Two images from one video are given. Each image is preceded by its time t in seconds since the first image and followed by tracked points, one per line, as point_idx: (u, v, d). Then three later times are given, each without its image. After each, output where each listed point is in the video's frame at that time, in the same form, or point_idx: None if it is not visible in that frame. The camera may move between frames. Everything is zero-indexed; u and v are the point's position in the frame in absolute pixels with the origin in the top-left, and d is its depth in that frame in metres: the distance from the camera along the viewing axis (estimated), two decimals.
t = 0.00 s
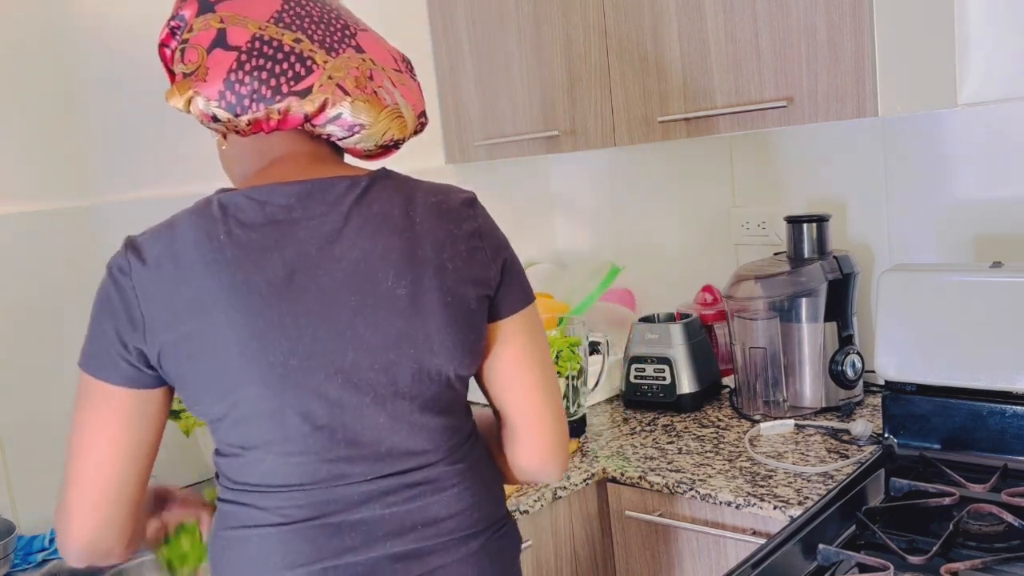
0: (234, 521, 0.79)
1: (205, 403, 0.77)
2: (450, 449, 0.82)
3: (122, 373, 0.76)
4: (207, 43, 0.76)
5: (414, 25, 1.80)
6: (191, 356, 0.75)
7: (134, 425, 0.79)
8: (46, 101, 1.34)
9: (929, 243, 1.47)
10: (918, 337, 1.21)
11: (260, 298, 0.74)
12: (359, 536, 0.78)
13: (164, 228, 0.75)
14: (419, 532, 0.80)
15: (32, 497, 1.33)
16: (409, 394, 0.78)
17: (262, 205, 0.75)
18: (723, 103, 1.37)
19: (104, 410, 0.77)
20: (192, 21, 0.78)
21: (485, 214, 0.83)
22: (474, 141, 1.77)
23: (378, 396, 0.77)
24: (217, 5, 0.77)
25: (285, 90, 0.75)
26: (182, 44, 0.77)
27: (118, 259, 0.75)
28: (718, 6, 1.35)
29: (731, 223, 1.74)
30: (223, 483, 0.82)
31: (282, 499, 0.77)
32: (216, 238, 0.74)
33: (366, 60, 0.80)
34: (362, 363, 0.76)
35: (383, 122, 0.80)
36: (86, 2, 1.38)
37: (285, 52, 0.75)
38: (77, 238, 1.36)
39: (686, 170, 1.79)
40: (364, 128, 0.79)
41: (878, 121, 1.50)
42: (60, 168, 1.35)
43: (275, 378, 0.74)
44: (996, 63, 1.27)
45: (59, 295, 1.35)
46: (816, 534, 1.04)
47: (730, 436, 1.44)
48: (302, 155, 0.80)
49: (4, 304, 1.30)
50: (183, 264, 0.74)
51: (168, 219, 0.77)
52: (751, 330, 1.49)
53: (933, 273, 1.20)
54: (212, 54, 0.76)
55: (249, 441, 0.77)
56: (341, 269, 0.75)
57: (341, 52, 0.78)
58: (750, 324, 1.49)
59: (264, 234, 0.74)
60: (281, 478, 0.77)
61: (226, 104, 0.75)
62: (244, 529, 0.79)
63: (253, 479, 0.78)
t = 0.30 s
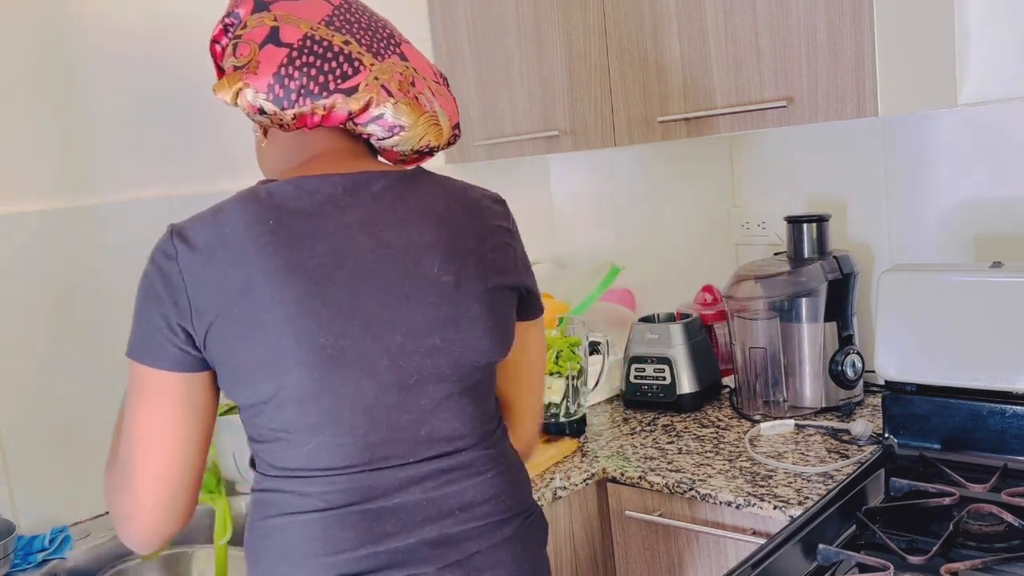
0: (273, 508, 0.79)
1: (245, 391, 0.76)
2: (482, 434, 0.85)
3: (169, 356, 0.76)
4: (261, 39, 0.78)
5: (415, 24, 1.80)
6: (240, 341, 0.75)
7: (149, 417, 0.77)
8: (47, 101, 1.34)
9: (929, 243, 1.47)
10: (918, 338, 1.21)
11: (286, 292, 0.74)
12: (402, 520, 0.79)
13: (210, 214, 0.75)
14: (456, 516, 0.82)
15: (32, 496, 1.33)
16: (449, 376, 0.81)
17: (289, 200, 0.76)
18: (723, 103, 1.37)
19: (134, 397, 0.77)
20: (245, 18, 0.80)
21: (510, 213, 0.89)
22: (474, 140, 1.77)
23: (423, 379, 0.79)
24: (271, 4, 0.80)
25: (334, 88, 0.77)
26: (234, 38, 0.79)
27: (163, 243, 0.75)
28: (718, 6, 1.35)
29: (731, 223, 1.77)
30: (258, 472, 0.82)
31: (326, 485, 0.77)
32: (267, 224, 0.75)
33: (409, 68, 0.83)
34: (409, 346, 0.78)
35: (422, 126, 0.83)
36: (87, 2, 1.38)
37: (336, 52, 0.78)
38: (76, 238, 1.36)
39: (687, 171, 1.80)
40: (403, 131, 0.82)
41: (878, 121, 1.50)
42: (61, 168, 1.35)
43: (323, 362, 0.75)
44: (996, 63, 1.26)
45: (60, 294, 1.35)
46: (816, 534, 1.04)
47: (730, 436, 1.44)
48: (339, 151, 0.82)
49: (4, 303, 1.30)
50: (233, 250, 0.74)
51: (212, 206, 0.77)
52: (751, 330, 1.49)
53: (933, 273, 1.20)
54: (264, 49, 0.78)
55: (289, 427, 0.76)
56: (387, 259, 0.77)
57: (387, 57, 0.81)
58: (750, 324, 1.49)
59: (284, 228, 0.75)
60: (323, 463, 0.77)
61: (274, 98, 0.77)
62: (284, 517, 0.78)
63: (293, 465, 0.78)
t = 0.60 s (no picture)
0: (252, 518, 0.78)
1: (226, 397, 0.75)
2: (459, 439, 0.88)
3: (141, 359, 0.74)
4: (240, 35, 0.77)
5: (414, 25, 1.79)
6: (227, 342, 0.74)
7: (117, 426, 0.76)
8: (47, 101, 1.34)
9: (929, 243, 1.47)
10: (918, 338, 1.21)
11: (283, 292, 0.75)
12: (384, 526, 0.80)
13: (190, 213, 0.75)
14: (434, 521, 0.84)
15: (32, 497, 1.33)
16: (432, 381, 0.84)
17: (280, 200, 0.77)
18: (723, 103, 1.37)
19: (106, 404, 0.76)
20: (222, 8, 0.79)
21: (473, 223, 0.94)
22: (474, 140, 1.77)
23: (411, 383, 0.81)
24: None
25: (315, 95, 0.78)
26: (210, 30, 0.78)
27: (136, 240, 0.73)
28: (718, 6, 1.35)
29: (731, 222, 1.74)
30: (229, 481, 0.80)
31: (311, 494, 0.77)
32: (254, 225, 0.75)
33: (386, 80, 0.84)
34: (399, 351, 0.80)
35: (393, 138, 0.85)
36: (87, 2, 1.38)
37: (318, 58, 0.78)
38: (76, 238, 1.36)
39: (687, 172, 1.79)
40: (376, 143, 0.84)
41: (879, 121, 1.50)
42: (61, 169, 1.35)
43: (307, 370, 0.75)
44: (995, 63, 1.26)
45: (59, 295, 1.35)
46: (816, 534, 1.04)
47: (730, 436, 1.44)
48: (308, 156, 0.83)
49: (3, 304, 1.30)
50: (221, 250, 0.74)
51: (184, 203, 0.76)
52: (751, 330, 1.49)
53: (932, 273, 1.20)
54: (242, 45, 0.77)
55: (272, 435, 0.76)
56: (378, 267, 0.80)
57: (367, 68, 0.82)
58: (750, 324, 1.49)
59: (273, 230, 0.75)
60: (307, 471, 0.77)
61: (253, 98, 0.77)
62: (264, 527, 0.77)
63: (276, 474, 0.77)
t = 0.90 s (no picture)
0: (228, 529, 0.78)
1: (195, 421, 0.76)
2: (447, 444, 0.87)
3: (110, 392, 0.75)
4: (150, 57, 0.76)
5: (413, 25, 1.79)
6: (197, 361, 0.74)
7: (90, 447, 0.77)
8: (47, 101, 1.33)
9: (928, 244, 1.47)
10: (917, 338, 1.21)
11: (275, 298, 0.75)
12: (361, 538, 0.80)
13: (141, 235, 0.74)
14: (416, 528, 0.83)
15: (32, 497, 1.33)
16: (405, 393, 0.82)
17: (278, 204, 0.77)
18: (723, 103, 1.37)
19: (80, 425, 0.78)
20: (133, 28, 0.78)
21: (454, 214, 0.90)
22: (474, 141, 1.77)
23: (382, 395, 0.80)
24: (156, 13, 0.77)
25: (229, 107, 0.75)
26: (127, 56, 0.78)
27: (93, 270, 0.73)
28: (718, 6, 1.35)
29: (730, 223, 1.74)
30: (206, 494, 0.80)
31: (284, 508, 0.77)
32: (208, 248, 0.74)
33: (318, 62, 0.79)
34: (365, 366, 0.79)
35: (338, 127, 0.80)
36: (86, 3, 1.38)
37: (229, 64, 0.75)
38: (75, 240, 1.36)
39: (688, 172, 1.79)
40: (317, 138, 0.80)
41: (880, 121, 1.50)
42: (60, 170, 1.35)
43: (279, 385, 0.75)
44: (996, 63, 1.26)
45: (58, 296, 1.35)
46: (817, 534, 1.04)
47: (730, 436, 1.44)
48: (273, 163, 0.82)
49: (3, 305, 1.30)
50: (183, 274, 0.73)
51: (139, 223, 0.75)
52: (751, 330, 1.49)
53: (933, 273, 1.20)
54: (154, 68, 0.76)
55: (243, 454, 0.76)
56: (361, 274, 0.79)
57: (289, 58, 0.77)
58: (750, 324, 1.49)
59: (266, 239, 0.76)
60: (281, 486, 0.77)
61: (173, 122, 0.76)
62: (240, 541, 0.77)
63: (252, 489, 0.77)
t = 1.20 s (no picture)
0: (256, 507, 0.79)
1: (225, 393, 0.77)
2: (471, 438, 0.85)
3: (155, 365, 0.78)
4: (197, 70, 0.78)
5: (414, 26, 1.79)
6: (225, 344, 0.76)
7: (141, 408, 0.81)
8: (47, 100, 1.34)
9: (928, 244, 1.47)
10: (917, 338, 1.21)
11: (279, 294, 0.75)
12: (379, 525, 0.79)
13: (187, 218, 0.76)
14: (436, 519, 0.82)
15: (31, 497, 1.33)
16: (428, 384, 0.80)
17: (284, 199, 0.77)
18: (723, 103, 1.37)
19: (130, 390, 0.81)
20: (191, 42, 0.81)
21: (497, 216, 0.88)
22: (474, 141, 1.77)
23: (402, 386, 0.78)
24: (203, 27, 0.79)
25: (254, 113, 0.76)
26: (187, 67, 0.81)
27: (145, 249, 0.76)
28: (718, 6, 1.35)
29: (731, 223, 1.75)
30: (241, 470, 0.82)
31: (304, 488, 0.77)
32: (245, 228, 0.75)
33: (342, 62, 0.77)
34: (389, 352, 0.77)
35: (363, 127, 0.78)
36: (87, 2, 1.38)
37: (255, 72, 0.76)
38: (75, 239, 1.36)
39: (688, 172, 1.79)
40: (341, 139, 0.78)
41: (879, 121, 1.50)
42: (61, 169, 1.35)
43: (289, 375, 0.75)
44: (996, 63, 1.26)
45: (59, 295, 1.35)
46: (816, 534, 1.04)
47: (730, 436, 1.44)
48: (321, 156, 0.82)
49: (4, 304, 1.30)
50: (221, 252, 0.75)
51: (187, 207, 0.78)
52: (751, 330, 1.49)
53: (933, 273, 1.20)
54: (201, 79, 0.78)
55: (268, 429, 0.77)
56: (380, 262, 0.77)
57: (312, 60, 0.76)
58: (750, 324, 1.49)
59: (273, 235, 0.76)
60: (302, 466, 0.77)
61: (216, 129, 0.79)
62: (263, 516, 0.79)
63: (274, 467, 0.78)
